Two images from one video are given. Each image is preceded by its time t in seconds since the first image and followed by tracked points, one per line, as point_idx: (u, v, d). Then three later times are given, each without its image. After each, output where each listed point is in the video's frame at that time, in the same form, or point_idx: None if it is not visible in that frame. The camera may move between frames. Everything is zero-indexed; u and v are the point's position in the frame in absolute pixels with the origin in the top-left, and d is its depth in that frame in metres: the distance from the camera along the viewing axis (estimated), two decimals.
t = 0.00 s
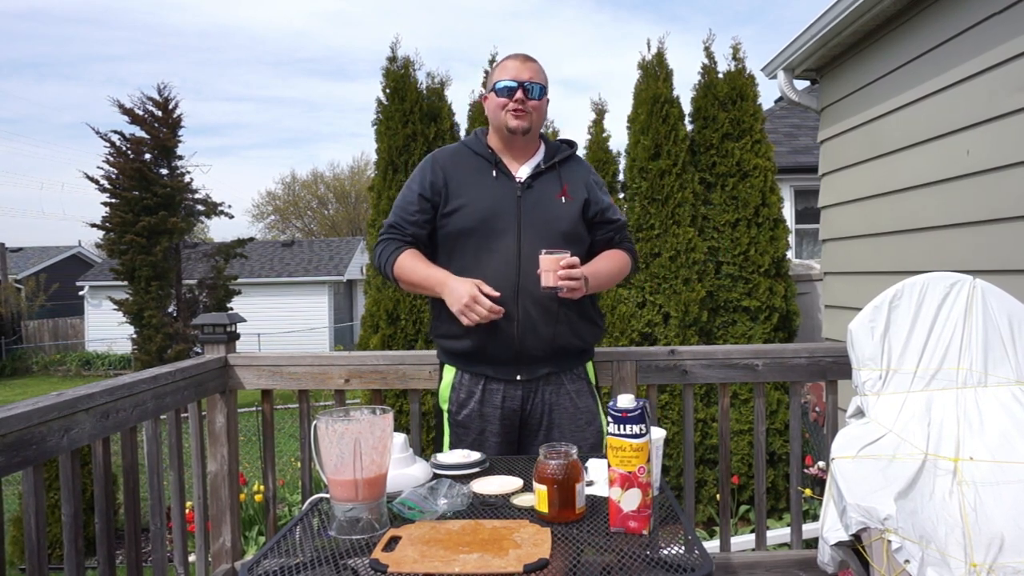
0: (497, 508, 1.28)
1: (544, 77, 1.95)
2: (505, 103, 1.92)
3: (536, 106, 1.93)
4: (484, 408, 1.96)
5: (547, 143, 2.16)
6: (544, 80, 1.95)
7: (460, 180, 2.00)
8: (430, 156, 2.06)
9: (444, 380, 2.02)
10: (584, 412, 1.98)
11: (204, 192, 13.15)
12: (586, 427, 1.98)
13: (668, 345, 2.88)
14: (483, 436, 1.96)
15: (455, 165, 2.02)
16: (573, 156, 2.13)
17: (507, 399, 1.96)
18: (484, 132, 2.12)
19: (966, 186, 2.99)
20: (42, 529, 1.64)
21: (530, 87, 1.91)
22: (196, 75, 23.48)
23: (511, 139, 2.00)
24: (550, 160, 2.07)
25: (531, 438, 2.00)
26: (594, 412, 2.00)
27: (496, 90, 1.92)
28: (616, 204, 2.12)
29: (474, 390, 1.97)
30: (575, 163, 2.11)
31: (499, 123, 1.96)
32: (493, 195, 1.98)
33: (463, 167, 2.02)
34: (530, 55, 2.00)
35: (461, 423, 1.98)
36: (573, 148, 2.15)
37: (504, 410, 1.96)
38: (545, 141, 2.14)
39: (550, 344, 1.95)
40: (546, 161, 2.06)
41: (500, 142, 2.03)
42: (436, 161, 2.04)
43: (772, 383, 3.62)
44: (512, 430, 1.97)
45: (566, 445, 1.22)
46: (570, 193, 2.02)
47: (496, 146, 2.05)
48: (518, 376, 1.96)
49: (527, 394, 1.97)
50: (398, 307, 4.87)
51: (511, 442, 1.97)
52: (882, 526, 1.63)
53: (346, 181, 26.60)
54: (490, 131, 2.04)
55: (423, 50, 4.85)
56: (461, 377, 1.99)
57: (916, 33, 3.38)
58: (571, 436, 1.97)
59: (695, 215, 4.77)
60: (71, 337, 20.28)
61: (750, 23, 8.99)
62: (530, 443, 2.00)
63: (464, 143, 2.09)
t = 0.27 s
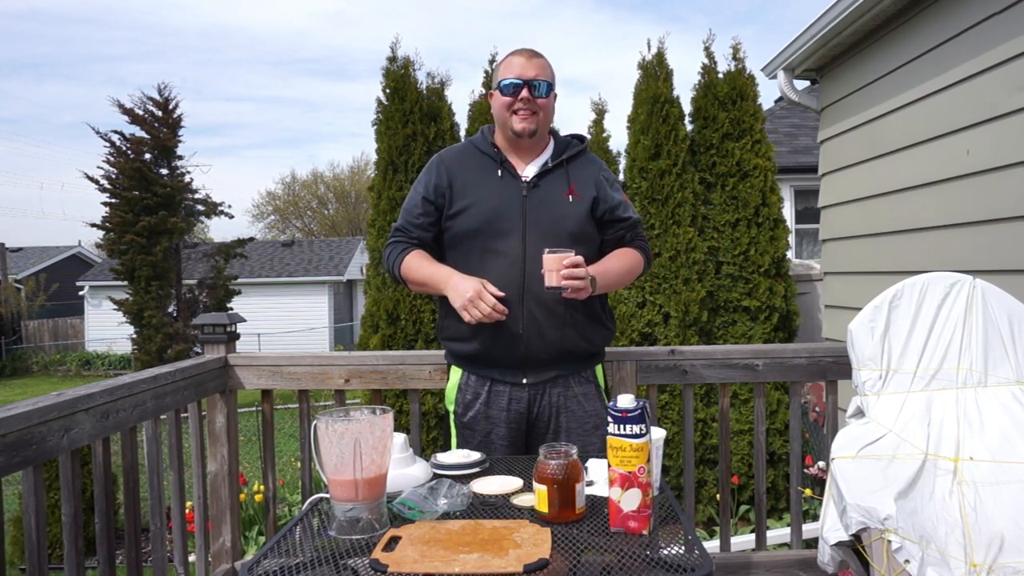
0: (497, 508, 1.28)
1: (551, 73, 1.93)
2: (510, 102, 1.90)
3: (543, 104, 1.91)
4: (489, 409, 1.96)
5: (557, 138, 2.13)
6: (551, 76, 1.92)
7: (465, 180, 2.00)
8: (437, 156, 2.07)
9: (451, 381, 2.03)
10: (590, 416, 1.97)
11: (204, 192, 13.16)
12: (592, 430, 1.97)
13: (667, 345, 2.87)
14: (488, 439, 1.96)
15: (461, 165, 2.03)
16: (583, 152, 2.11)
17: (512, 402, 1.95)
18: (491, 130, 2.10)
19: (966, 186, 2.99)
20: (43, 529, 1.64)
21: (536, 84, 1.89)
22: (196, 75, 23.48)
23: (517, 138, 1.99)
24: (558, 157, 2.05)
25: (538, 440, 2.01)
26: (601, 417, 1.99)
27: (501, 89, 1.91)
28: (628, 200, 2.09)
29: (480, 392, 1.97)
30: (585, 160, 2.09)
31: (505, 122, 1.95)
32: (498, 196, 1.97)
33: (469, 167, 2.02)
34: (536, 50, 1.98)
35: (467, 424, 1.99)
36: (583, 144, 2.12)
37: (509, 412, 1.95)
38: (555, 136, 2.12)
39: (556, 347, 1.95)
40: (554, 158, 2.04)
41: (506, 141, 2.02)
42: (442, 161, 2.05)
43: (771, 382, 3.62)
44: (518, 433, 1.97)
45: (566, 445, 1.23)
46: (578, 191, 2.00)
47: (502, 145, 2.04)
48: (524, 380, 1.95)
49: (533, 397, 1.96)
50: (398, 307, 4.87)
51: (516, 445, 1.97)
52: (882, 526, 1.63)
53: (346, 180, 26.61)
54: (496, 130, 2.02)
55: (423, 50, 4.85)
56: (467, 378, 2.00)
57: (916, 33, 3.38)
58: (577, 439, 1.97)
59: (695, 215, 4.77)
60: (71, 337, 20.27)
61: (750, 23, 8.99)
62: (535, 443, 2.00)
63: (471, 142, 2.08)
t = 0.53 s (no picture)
0: (497, 508, 1.28)
1: (559, 64, 1.91)
2: (518, 95, 1.89)
3: (552, 97, 1.90)
4: (495, 407, 1.96)
5: (567, 130, 2.12)
6: (559, 67, 1.91)
7: (472, 177, 2.00)
8: (443, 152, 2.07)
9: (456, 377, 2.03)
10: (596, 417, 1.97)
11: (204, 192, 13.16)
12: (599, 431, 1.96)
13: (667, 344, 2.88)
14: (493, 436, 1.96)
15: (468, 161, 2.03)
16: (594, 144, 2.10)
17: (519, 399, 1.95)
18: (499, 124, 2.09)
19: (966, 186, 2.99)
20: (43, 529, 1.64)
21: (544, 76, 1.88)
22: (196, 75, 23.47)
23: (525, 133, 1.98)
24: (567, 150, 2.03)
25: (544, 439, 2.00)
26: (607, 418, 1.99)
27: (508, 82, 1.89)
28: (639, 193, 2.06)
29: (486, 388, 1.97)
30: (594, 153, 2.07)
31: (513, 116, 1.93)
32: (505, 192, 1.97)
33: (476, 163, 2.02)
34: (543, 41, 1.96)
35: (471, 420, 1.99)
36: (594, 135, 2.11)
37: (516, 410, 1.95)
38: (564, 129, 2.10)
39: (565, 345, 1.94)
40: (563, 152, 2.03)
41: (514, 135, 2.01)
42: (449, 156, 2.06)
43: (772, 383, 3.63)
44: (524, 431, 1.97)
45: (567, 445, 1.22)
46: (587, 186, 1.99)
47: (510, 140, 2.03)
48: (532, 378, 1.95)
49: (541, 395, 1.96)
50: (398, 307, 4.87)
51: (521, 443, 1.97)
52: (882, 526, 1.63)
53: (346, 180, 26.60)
54: (504, 125, 2.02)
55: (423, 50, 4.85)
56: (473, 374, 2.00)
57: (915, 34, 3.38)
58: (583, 440, 1.96)
59: (695, 215, 4.77)
60: (71, 337, 20.28)
61: (750, 23, 8.99)
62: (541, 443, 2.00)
63: (479, 137, 2.08)
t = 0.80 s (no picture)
0: (497, 508, 1.28)
1: (573, 76, 1.86)
2: (530, 107, 1.85)
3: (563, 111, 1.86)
4: (502, 413, 1.97)
5: (576, 135, 2.10)
6: (573, 79, 1.86)
7: (480, 188, 1.99)
8: (450, 159, 2.05)
9: (462, 383, 2.04)
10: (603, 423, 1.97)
11: (204, 192, 13.16)
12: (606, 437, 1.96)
13: (667, 345, 2.88)
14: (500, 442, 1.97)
15: (476, 172, 2.01)
16: (604, 153, 2.09)
17: (526, 406, 1.96)
18: (508, 129, 2.07)
19: (966, 186, 2.99)
20: (43, 530, 1.64)
21: (557, 89, 1.83)
22: (196, 75, 23.47)
23: (535, 144, 1.95)
24: (576, 160, 2.03)
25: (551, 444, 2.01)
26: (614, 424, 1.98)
27: (520, 93, 1.85)
28: (648, 206, 2.05)
29: (492, 396, 1.98)
30: (603, 164, 2.06)
31: (524, 128, 1.90)
32: (514, 205, 1.96)
33: (484, 174, 2.01)
34: (558, 47, 1.90)
35: (477, 427, 2.00)
36: (604, 143, 2.10)
37: (522, 417, 1.96)
38: (574, 135, 2.08)
39: (574, 360, 1.94)
40: (573, 162, 2.02)
41: (523, 146, 1.98)
42: (456, 163, 2.04)
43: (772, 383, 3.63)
44: (532, 437, 1.97)
45: (567, 445, 1.22)
46: (596, 200, 1.99)
47: (519, 148, 2.01)
48: (540, 389, 1.96)
49: (549, 403, 1.96)
50: (398, 307, 4.87)
51: (528, 449, 1.98)
52: (882, 526, 1.64)
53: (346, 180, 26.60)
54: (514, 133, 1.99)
55: (423, 50, 4.85)
56: (480, 382, 2.01)
57: (915, 34, 3.39)
58: (591, 446, 1.96)
59: (695, 215, 4.77)
60: (71, 337, 20.27)
61: (750, 23, 9.00)
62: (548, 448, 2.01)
63: (488, 143, 2.06)
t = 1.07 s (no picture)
0: (497, 508, 1.28)
1: (582, 69, 1.88)
2: (539, 98, 1.86)
3: (572, 103, 1.87)
4: (507, 411, 1.96)
5: (583, 134, 2.11)
6: (582, 73, 1.88)
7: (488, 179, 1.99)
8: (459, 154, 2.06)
9: (465, 381, 2.03)
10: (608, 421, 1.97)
11: (204, 192, 13.16)
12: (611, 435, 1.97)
13: (666, 345, 2.88)
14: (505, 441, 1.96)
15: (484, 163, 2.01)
16: (609, 150, 2.10)
17: (532, 404, 1.95)
18: (517, 126, 2.08)
19: (966, 186, 2.99)
20: (42, 530, 1.64)
21: (567, 81, 1.84)
22: (196, 75, 23.47)
23: (543, 136, 1.96)
24: (584, 155, 2.04)
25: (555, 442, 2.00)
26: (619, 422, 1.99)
27: (530, 84, 1.86)
28: (654, 202, 2.06)
29: (497, 393, 1.97)
30: (609, 160, 2.07)
31: (532, 120, 1.91)
32: (522, 197, 1.96)
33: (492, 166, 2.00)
34: (569, 44, 1.92)
35: (482, 425, 1.99)
36: (610, 140, 2.11)
37: (528, 415, 1.95)
38: (581, 133, 2.09)
39: (579, 354, 1.95)
40: (580, 157, 2.03)
41: (531, 139, 1.99)
42: (464, 157, 2.05)
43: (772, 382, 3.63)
44: (536, 436, 1.97)
45: (567, 445, 1.22)
46: (603, 194, 2.00)
47: (527, 142, 2.02)
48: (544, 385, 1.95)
49: (554, 401, 1.96)
50: (398, 307, 4.87)
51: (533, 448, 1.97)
52: (882, 526, 1.64)
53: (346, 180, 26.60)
54: (522, 126, 2.00)
55: (423, 50, 4.86)
56: (484, 379, 2.00)
57: (916, 34, 3.39)
58: (597, 444, 1.96)
59: (695, 215, 4.77)
60: (71, 337, 20.27)
61: (751, 23, 9.00)
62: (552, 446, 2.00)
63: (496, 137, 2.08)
